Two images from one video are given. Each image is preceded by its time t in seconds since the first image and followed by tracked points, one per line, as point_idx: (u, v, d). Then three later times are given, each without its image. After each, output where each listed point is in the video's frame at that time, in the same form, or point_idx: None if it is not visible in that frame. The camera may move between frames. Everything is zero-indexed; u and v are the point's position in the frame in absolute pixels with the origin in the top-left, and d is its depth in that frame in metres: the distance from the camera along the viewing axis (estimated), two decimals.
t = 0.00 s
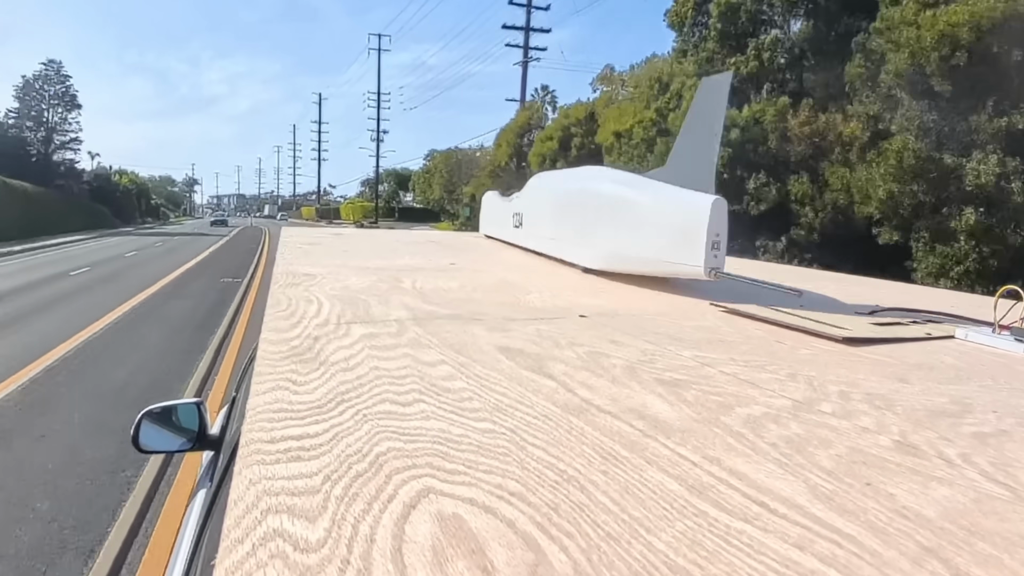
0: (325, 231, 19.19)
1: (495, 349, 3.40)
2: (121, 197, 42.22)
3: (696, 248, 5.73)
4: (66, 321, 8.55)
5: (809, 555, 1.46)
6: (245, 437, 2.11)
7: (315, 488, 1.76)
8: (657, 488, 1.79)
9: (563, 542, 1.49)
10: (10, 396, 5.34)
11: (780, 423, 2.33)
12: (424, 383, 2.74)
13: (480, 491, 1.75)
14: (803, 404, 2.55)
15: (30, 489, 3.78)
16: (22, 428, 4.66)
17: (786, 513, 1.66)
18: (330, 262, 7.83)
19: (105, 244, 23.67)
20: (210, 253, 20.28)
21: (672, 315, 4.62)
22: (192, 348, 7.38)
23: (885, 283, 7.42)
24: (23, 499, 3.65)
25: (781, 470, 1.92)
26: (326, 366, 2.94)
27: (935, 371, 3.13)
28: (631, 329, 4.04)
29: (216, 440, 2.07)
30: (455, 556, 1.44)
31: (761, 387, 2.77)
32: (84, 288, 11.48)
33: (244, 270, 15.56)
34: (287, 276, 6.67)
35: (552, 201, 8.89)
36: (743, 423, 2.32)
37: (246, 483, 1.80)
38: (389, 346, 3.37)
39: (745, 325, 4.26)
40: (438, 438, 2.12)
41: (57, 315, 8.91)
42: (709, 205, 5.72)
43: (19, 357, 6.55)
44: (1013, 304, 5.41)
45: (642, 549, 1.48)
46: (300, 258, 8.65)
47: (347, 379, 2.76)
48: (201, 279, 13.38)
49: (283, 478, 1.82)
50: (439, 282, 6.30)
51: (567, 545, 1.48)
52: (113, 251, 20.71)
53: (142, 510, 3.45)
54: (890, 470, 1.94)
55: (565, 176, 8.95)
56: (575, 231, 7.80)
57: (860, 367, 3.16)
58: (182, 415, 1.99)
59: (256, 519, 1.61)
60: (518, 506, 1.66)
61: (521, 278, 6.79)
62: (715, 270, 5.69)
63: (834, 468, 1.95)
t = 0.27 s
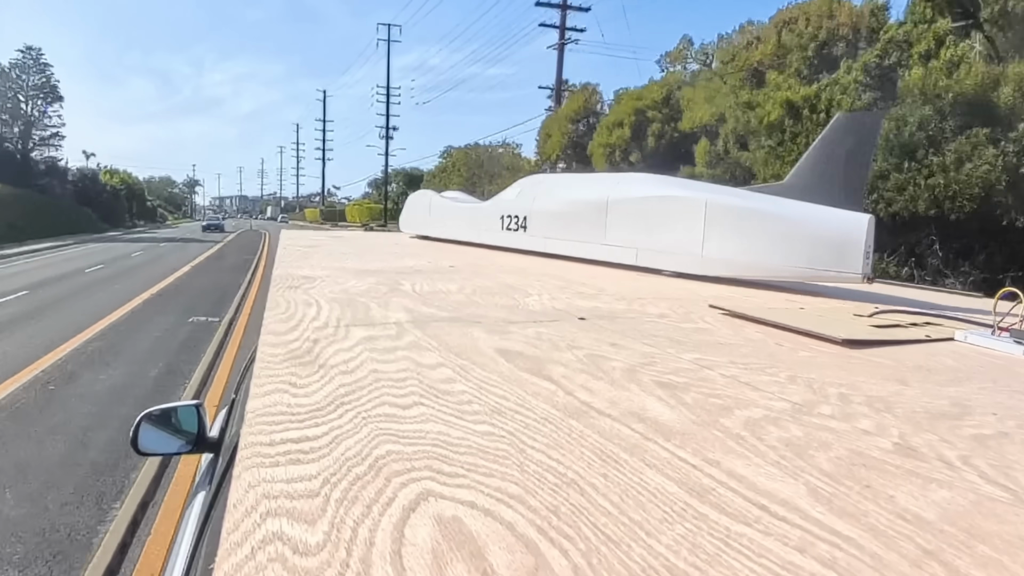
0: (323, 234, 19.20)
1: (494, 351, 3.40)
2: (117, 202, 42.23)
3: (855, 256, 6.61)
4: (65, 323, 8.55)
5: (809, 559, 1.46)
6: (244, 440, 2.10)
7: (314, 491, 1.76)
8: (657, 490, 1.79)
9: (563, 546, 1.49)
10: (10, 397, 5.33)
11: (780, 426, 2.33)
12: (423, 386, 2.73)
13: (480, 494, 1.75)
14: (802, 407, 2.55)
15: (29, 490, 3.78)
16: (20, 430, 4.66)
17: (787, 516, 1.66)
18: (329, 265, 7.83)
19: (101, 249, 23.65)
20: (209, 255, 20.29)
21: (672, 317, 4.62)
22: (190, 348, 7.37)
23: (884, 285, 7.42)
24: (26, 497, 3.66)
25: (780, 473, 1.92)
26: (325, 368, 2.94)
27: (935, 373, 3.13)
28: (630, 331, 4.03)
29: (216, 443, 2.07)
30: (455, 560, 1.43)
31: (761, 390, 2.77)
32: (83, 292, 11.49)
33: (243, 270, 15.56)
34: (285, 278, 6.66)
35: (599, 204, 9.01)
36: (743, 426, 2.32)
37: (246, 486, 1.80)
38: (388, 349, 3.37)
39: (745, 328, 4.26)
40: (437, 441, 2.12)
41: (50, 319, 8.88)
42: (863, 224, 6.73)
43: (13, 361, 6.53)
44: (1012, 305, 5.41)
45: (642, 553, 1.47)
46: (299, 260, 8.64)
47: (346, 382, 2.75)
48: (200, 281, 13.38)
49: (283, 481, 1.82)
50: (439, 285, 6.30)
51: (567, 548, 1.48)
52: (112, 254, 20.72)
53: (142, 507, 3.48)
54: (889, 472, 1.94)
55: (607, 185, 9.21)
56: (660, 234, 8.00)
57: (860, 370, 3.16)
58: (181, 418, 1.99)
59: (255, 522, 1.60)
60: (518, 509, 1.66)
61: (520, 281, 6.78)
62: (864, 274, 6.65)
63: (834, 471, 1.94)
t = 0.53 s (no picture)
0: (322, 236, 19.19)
1: (494, 351, 3.40)
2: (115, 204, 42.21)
3: (884, 256, 7.02)
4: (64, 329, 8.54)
5: (809, 557, 1.46)
6: (244, 440, 2.10)
7: (314, 491, 1.76)
8: (656, 490, 1.79)
9: (563, 546, 1.49)
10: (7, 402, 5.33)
11: (779, 424, 2.33)
12: (423, 387, 2.73)
13: (480, 494, 1.75)
14: (802, 405, 2.55)
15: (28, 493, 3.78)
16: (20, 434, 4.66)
17: (787, 515, 1.66)
18: (328, 266, 7.83)
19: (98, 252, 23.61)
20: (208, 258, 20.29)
21: (671, 316, 4.63)
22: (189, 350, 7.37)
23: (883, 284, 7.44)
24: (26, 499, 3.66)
25: (780, 472, 1.92)
26: (325, 369, 2.94)
27: (933, 371, 3.13)
28: (629, 331, 4.04)
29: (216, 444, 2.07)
30: (455, 561, 1.43)
31: (760, 389, 2.77)
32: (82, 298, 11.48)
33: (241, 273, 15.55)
34: (285, 280, 6.66)
35: (614, 202, 8.97)
36: (742, 424, 2.32)
37: (247, 487, 1.80)
38: (388, 349, 3.37)
39: (744, 327, 4.27)
40: (437, 441, 2.12)
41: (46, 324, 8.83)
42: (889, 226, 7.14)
43: (12, 366, 6.52)
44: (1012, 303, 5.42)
45: (642, 552, 1.47)
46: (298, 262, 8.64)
47: (346, 382, 2.75)
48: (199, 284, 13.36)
49: (283, 482, 1.82)
50: (439, 285, 6.30)
51: (567, 548, 1.48)
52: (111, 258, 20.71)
53: (141, 510, 3.47)
54: (889, 470, 1.94)
55: (619, 184, 9.20)
56: (686, 234, 8.06)
57: (859, 368, 3.17)
58: (181, 419, 2.00)
59: (255, 523, 1.60)
60: (518, 509, 1.66)
61: (520, 281, 6.78)
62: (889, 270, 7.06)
63: (834, 469, 1.95)
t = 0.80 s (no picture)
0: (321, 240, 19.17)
1: (494, 355, 3.39)
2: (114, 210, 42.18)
3: (886, 254, 7.03)
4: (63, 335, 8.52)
5: (812, 558, 1.46)
6: (245, 446, 2.10)
7: (316, 497, 1.76)
8: (658, 492, 1.79)
9: (565, 549, 1.49)
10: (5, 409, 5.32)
11: (781, 426, 2.33)
12: (424, 391, 2.73)
13: (482, 498, 1.75)
14: (803, 408, 2.55)
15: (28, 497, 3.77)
16: (20, 440, 4.65)
17: (790, 517, 1.65)
18: (326, 271, 7.81)
19: (98, 258, 23.59)
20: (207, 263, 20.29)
21: (672, 319, 4.61)
22: (187, 357, 7.33)
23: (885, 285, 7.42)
24: (26, 505, 3.65)
25: (781, 473, 1.92)
26: (326, 375, 2.94)
27: (935, 372, 3.12)
28: (630, 334, 4.03)
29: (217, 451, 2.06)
30: (456, 565, 1.43)
31: (761, 391, 2.77)
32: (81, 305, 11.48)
33: (240, 278, 15.54)
34: (284, 285, 6.64)
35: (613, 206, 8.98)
36: (744, 427, 2.32)
37: (248, 493, 1.79)
38: (388, 354, 3.36)
39: (745, 329, 4.25)
40: (438, 446, 2.11)
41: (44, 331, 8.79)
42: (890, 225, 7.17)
43: (9, 373, 6.51)
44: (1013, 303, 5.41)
45: (645, 556, 1.47)
46: (298, 266, 8.62)
47: (347, 387, 2.75)
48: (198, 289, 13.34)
49: (284, 487, 1.82)
50: (438, 290, 6.28)
51: (569, 551, 1.48)
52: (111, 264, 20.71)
53: (140, 519, 3.45)
54: (891, 472, 1.94)
55: (617, 188, 9.22)
56: (686, 237, 8.04)
57: (860, 370, 3.15)
58: (182, 424, 2.00)
59: (256, 529, 1.60)
60: (520, 513, 1.66)
61: (519, 285, 6.77)
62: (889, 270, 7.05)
63: (836, 471, 1.94)
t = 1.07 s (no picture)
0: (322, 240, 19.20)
1: (494, 356, 3.40)
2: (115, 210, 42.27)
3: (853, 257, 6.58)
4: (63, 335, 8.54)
5: (811, 560, 1.46)
6: (243, 446, 2.09)
7: (314, 497, 1.76)
8: (657, 493, 1.79)
9: (564, 551, 1.49)
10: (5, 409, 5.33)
11: (780, 427, 2.33)
12: (423, 392, 2.73)
13: (481, 499, 1.75)
14: (802, 409, 2.55)
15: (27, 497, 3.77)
16: (19, 441, 4.66)
17: (789, 518, 1.65)
18: (326, 272, 7.82)
19: (100, 260, 23.66)
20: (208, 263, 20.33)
21: (671, 321, 4.62)
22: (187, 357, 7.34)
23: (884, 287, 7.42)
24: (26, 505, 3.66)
25: (781, 475, 1.91)
26: (325, 375, 2.94)
27: (935, 373, 3.12)
28: (629, 335, 4.03)
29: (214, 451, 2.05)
30: (455, 567, 1.43)
31: (761, 392, 2.77)
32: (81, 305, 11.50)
33: (241, 278, 15.56)
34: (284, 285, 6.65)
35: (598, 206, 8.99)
36: (743, 428, 2.32)
37: (246, 493, 1.79)
38: (388, 355, 3.37)
39: (744, 330, 4.26)
40: (437, 447, 2.11)
41: (44, 332, 8.78)
42: (861, 225, 6.69)
43: (9, 373, 6.53)
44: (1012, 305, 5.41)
45: (644, 557, 1.47)
46: (297, 266, 8.63)
47: (346, 388, 2.75)
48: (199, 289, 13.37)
49: (283, 488, 1.82)
50: (438, 290, 6.29)
51: (568, 553, 1.48)
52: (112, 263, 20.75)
53: (139, 519, 3.45)
54: (891, 473, 1.94)
55: (607, 187, 9.19)
56: (662, 242, 7.95)
57: (860, 371, 3.15)
58: (180, 424, 1.99)
59: (255, 530, 1.60)
60: (519, 514, 1.66)
61: (518, 286, 6.78)
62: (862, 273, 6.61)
63: (835, 472, 1.94)
